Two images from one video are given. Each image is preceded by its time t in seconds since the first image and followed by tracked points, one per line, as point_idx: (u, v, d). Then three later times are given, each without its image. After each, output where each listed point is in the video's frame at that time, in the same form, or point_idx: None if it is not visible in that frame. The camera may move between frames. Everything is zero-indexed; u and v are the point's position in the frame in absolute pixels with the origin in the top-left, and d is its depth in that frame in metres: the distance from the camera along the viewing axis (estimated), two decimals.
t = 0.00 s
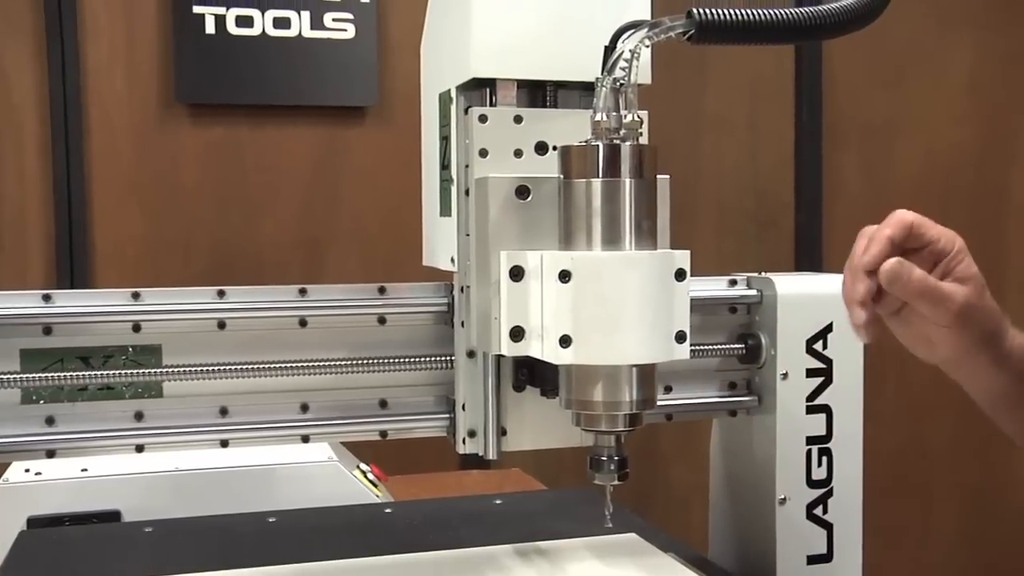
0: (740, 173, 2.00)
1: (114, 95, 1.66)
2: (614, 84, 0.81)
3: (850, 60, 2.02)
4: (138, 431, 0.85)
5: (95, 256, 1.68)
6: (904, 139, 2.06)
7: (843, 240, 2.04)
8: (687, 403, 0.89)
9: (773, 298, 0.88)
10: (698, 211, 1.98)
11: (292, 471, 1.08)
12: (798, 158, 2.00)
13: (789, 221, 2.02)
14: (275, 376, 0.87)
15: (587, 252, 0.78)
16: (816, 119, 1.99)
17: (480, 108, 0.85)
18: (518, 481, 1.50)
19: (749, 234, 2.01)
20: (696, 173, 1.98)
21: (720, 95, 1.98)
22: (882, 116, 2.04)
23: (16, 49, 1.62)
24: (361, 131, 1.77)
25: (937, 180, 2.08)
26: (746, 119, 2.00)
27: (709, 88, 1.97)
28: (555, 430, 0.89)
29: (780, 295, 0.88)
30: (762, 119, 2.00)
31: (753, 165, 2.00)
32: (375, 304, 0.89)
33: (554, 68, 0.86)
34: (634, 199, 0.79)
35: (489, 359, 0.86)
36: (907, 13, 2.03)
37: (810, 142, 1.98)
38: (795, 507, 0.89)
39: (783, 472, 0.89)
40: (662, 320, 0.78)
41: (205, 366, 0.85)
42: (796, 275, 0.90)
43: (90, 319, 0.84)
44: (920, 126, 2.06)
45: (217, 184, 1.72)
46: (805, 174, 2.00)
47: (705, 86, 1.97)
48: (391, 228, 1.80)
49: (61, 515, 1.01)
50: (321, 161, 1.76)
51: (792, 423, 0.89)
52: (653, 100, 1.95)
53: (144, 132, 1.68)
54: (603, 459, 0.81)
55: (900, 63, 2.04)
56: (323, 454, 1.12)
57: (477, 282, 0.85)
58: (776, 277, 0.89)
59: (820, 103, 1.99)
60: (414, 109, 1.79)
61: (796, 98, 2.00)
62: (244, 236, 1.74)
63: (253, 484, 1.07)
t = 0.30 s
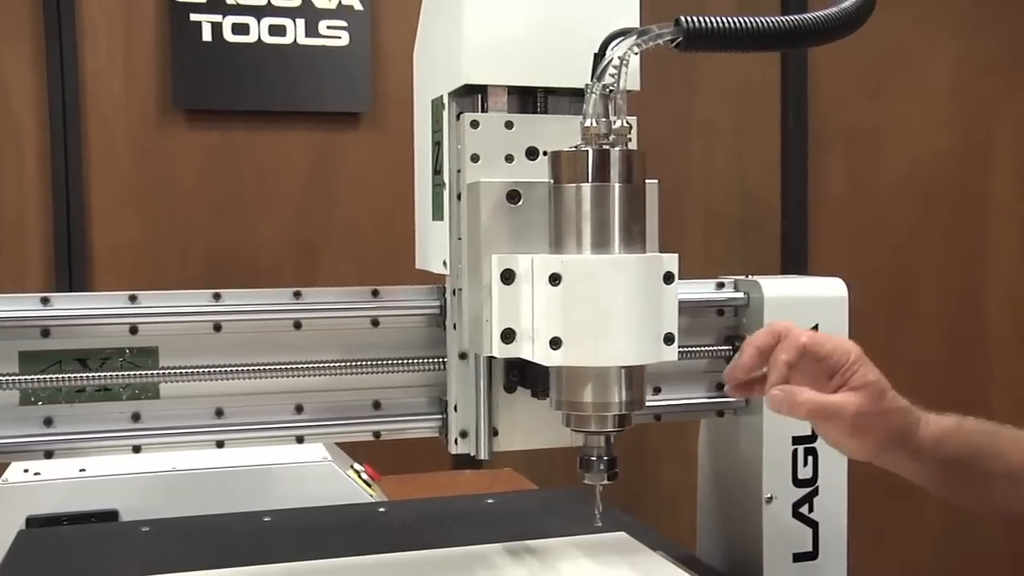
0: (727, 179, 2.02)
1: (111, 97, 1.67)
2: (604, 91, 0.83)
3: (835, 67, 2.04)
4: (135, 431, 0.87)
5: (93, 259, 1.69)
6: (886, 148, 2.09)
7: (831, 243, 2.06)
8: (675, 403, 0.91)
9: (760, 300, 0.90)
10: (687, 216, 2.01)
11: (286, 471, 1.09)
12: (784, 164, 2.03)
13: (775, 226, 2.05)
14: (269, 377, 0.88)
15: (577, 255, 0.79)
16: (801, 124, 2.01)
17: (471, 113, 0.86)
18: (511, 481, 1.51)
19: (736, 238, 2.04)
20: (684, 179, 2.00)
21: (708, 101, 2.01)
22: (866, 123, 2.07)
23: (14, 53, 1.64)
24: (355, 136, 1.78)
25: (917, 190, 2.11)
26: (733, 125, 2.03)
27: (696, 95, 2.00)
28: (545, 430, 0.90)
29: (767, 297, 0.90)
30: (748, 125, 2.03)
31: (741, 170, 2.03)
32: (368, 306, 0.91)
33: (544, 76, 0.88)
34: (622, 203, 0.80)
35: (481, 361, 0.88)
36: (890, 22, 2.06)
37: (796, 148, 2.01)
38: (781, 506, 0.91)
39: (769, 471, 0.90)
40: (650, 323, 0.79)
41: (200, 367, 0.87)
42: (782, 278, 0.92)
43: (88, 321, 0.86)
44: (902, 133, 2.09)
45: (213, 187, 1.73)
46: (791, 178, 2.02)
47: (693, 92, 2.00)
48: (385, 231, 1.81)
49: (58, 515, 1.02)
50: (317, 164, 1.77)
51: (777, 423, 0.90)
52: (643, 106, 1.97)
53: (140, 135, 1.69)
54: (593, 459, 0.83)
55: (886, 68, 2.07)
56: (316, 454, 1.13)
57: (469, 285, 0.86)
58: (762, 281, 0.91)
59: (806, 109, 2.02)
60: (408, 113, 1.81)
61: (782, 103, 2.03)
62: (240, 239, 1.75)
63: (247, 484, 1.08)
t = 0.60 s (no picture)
0: (716, 183, 2.04)
1: (108, 101, 1.68)
2: (595, 97, 0.83)
3: (823, 72, 2.07)
4: (132, 433, 0.88)
5: (90, 262, 1.70)
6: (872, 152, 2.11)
7: (820, 246, 2.09)
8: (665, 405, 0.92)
9: (749, 304, 0.91)
10: (677, 219, 2.02)
11: (282, 472, 1.11)
12: (773, 168, 2.05)
13: (763, 229, 2.07)
14: (265, 379, 0.90)
15: (568, 259, 0.80)
16: (789, 129, 2.03)
17: (464, 119, 0.88)
18: (504, 480, 1.53)
19: (726, 242, 2.06)
20: (674, 183, 2.02)
21: (698, 107, 2.02)
22: (854, 130, 2.09)
23: (12, 57, 1.65)
24: (350, 140, 1.80)
25: (903, 195, 2.13)
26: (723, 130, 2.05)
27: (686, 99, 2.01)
28: (537, 431, 0.92)
29: (755, 299, 0.91)
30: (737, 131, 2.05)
31: (730, 175, 2.05)
32: (362, 309, 0.92)
33: (534, 82, 0.89)
34: (613, 208, 0.81)
35: (473, 363, 0.89)
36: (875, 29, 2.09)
37: (784, 152, 2.03)
38: (769, 505, 0.92)
39: (758, 471, 0.92)
40: (640, 326, 0.81)
41: (197, 369, 0.88)
42: (770, 281, 0.94)
43: (86, 324, 0.87)
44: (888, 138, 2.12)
45: (210, 190, 1.74)
46: (779, 181, 2.04)
47: (683, 97, 2.01)
48: (380, 233, 1.83)
49: (57, 515, 1.03)
50: (312, 166, 1.78)
51: (765, 423, 0.92)
52: (633, 111, 1.99)
53: (137, 138, 1.70)
54: (584, 460, 0.84)
55: (872, 75, 2.09)
56: (312, 455, 1.15)
57: (462, 288, 0.88)
58: (751, 283, 0.93)
59: (794, 113, 2.04)
60: (402, 117, 1.82)
61: (771, 108, 2.04)
62: (238, 242, 1.76)
63: (244, 485, 1.10)
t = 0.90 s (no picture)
0: (708, 189, 2.06)
1: (108, 106, 1.70)
2: (588, 105, 0.85)
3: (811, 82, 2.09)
4: (132, 436, 0.89)
5: (89, 265, 1.71)
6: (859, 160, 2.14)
7: (809, 251, 2.12)
8: (658, 408, 0.93)
9: (739, 308, 0.93)
10: (669, 224, 2.04)
11: (281, 474, 1.12)
12: (763, 174, 2.07)
13: (753, 235, 2.09)
14: (263, 382, 0.91)
15: (562, 264, 0.82)
16: (779, 137, 2.05)
17: (459, 127, 0.89)
18: (499, 482, 1.54)
19: (718, 246, 2.07)
20: (665, 188, 2.03)
21: (690, 113, 2.04)
22: (842, 137, 2.12)
23: (12, 63, 1.66)
24: (347, 145, 1.81)
25: (890, 201, 2.16)
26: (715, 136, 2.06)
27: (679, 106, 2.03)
28: (531, 433, 0.93)
29: (746, 305, 0.93)
30: (728, 137, 2.06)
31: (722, 181, 2.06)
32: (359, 313, 0.94)
33: (528, 91, 0.90)
34: (606, 214, 0.83)
35: (468, 367, 0.90)
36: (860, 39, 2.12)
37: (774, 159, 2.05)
38: (759, 506, 0.94)
39: (748, 473, 0.93)
40: (632, 330, 0.82)
41: (196, 373, 0.89)
42: (760, 286, 0.95)
43: (87, 328, 0.88)
44: (876, 146, 2.15)
45: (209, 195, 1.75)
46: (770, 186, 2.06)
47: (675, 104, 2.03)
48: (377, 237, 1.84)
49: (59, 516, 1.04)
50: (310, 171, 1.80)
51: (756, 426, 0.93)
52: (626, 118, 2.01)
53: (136, 143, 1.71)
54: (577, 462, 0.86)
55: (858, 86, 2.12)
56: (310, 457, 1.16)
57: (457, 293, 0.89)
58: (741, 288, 0.94)
59: (783, 120, 2.06)
60: (399, 123, 1.83)
61: (762, 115, 2.06)
62: (237, 246, 1.78)
63: (243, 487, 1.11)
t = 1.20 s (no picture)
0: (701, 193, 2.07)
1: (107, 111, 1.71)
2: (581, 111, 0.86)
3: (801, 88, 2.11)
4: (132, 438, 0.90)
5: (88, 269, 1.72)
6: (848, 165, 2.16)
7: (800, 255, 2.13)
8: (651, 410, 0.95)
9: (731, 312, 0.94)
10: (662, 228, 2.05)
11: (279, 475, 1.14)
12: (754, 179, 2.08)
13: (745, 239, 2.10)
14: (261, 385, 0.92)
15: (556, 268, 0.83)
16: (769, 142, 2.07)
17: (455, 133, 0.91)
18: (494, 483, 1.56)
19: (709, 250, 2.09)
20: (658, 192, 2.05)
21: (682, 118, 2.05)
22: (831, 143, 2.14)
23: (12, 68, 1.68)
24: (345, 149, 1.83)
25: (879, 205, 2.18)
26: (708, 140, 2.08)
27: (671, 111, 2.04)
28: (525, 435, 0.94)
29: (737, 308, 0.94)
30: (720, 142, 2.07)
31: (713, 186, 2.08)
32: (356, 317, 0.95)
33: (521, 99, 0.92)
34: (600, 218, 0.84)
35: (463, 370, 0.92)
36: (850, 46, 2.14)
37: (765, 164, 2.07)
38: (750, 507, 0.95)
39: (739, 475, 0.95)
40: (624, 333, 0.83)
41: (195, 375, 0.90)
42: (751, 290, 0.97)
43: (87, 331, 0.89)
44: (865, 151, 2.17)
45: (207, 199, 1.76)
46: (761, 189, 2.07)
47: (668, 109, 2.04)
48: (375, 241, 1.86)
49: (59, 517, 1.05)
50: (308, 174, 1.81)
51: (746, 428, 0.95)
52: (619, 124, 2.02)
53: (135, 147, 1.72)
54: (571, 464, 0.87)
55: (847, 93, 2.14)
56: (307, 458, 1.17)
57: (452, 296, 0.90)
58: (733, 292, 0.95)
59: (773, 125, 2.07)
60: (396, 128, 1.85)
61: (753, 120, 2.07)
62: (235, 249, 1.79)
63: (241, 488, 1.12)
